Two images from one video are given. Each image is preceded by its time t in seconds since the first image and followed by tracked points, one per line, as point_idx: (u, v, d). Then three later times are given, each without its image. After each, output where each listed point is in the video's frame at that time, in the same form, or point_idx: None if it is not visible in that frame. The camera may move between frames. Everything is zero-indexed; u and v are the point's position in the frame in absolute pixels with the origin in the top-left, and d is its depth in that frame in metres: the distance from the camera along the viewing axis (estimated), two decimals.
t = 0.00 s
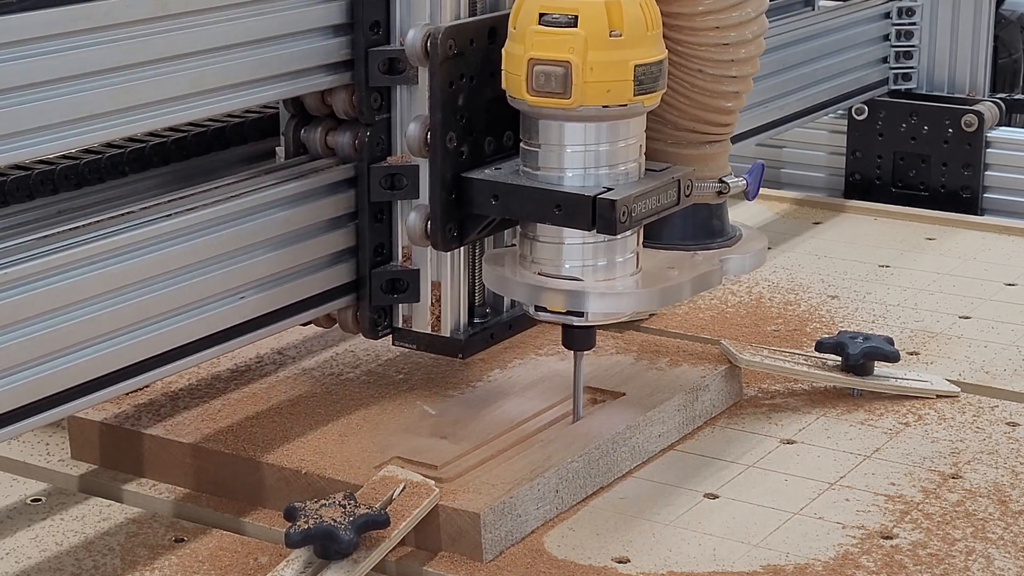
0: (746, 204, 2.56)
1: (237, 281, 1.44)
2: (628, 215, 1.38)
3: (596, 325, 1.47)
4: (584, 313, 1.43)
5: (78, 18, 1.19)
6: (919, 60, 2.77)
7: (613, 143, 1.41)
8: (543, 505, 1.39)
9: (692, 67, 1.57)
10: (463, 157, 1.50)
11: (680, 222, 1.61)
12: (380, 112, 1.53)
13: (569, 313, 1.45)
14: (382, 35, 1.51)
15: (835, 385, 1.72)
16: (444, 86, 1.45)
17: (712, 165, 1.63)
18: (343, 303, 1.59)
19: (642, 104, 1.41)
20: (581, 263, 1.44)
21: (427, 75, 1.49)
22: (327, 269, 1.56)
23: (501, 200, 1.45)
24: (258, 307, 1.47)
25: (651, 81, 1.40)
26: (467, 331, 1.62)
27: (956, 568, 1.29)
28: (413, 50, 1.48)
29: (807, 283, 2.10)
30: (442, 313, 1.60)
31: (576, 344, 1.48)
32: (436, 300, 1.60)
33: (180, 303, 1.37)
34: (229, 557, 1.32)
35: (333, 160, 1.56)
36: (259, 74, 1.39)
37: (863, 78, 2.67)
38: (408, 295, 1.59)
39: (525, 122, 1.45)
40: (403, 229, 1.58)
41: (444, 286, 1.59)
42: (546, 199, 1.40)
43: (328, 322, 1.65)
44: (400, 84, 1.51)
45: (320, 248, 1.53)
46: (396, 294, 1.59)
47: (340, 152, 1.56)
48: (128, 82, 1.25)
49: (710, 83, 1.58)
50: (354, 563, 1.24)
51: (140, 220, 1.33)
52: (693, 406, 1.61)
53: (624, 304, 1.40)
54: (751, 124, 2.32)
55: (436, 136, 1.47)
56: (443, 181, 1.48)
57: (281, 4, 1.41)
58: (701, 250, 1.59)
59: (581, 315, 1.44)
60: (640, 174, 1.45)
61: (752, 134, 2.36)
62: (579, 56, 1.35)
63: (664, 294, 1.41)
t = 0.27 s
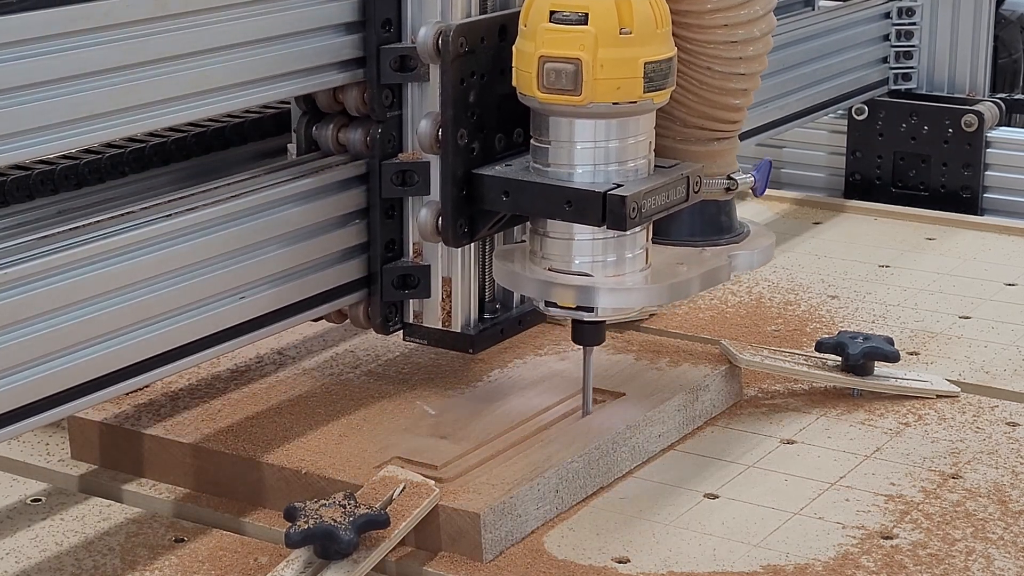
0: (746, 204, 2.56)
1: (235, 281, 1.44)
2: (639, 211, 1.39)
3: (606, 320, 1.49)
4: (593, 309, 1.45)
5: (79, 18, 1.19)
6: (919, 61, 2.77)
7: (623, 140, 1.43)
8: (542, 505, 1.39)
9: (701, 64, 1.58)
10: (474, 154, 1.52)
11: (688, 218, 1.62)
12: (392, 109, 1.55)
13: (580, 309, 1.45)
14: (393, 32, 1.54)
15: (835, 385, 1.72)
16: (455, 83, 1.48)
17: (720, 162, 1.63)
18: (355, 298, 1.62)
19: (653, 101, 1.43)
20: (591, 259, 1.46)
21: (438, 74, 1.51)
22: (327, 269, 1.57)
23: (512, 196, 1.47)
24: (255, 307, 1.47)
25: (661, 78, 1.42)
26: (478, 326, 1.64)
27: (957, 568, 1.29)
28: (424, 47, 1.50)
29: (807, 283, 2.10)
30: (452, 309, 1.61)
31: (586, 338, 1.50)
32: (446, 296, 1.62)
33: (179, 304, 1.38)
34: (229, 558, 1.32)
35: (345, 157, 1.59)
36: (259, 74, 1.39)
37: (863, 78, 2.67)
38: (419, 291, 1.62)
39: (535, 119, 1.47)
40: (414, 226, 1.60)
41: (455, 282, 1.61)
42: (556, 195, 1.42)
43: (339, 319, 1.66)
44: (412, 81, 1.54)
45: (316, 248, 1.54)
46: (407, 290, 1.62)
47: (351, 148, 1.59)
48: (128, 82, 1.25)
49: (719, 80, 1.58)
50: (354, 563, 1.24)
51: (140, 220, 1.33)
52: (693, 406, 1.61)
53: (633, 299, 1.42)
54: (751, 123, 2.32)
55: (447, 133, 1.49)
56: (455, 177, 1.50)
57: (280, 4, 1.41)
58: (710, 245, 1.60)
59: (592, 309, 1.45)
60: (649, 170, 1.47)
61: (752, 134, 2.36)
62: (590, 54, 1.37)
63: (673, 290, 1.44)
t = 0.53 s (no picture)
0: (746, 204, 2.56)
1: (236, 281, 1.44)
2: (648, 207, 1.39)
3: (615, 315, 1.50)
4: (603, 304, 1.46)
5: (79, 18, 1.19)
6: (920, 61, 2.77)
7: (632, 137, 1.44)
8: (543, 505, 1.39)
9: (709, 62, 1.58)
10: (484, 151, 1.52)
11: (696, 214, 1.61)
12: (403, 106, 1.57)
13: (590, 305, 1.47)
14: (404, 30, 1.55)
15: (835, 385, 1.72)
16: (467, 80, 1.48)
17: (728, 158, 1.63)
18: (367, 294, 1.64)
19: (662, 98, 1.43)
20: (600, 255, 1.46)
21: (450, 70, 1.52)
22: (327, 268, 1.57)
23: (523, 192, 1.47)
24: (255, 308, 1.47)
25: (670, 75, 1.43)
26: (488, 322, 1.64)
27: (956, 568, 1.29)
28: (436, 45, 1.51)
29: (807, 283, 2.10)
30: (463, 305, 1.62)
31: (595, 334, 1.51)
32: (457, 292, 1.63)
33: (180, 304, 1.38)
34: (229, 557, 1.32)
35: (356, 154, 1.60)
36: (260, 74, 1.39)
37: (864, 78, 2.67)
38: (430, 286, 1.63)
39: (546, 116, 1.47)
40: (425, 222, 1.61)
41: (466, 278, 1.62)
42: (567, 191, 1.43)
43: (350, 312, 1.70)
44: (423, 78, 1.55)
45: (316, 248, 1.54)
46: (418, 285, 1.64)
47: (363, 145, 1.60)
48: (128, 82, 1.25)
49: (727, 78, 1.58)
50: (354, 563, 1.24)
51: (140, 220, 1.33)
52: (693, 406, 1.61)
53: (642, 295, 1.43)
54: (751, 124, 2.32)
55: (458, 130, 1.49)
56: (465, 174, 1.50)
57: (280, 5, 1.41)
58: (717, 242, 1.59)
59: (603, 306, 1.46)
60: (659, 167, 1.47)
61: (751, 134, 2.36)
62: (601, 52, 1.37)
63: (681, 286, 1.45)
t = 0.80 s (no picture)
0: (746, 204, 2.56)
1: (236, 281, 1.44)
2: (658, 204, 1.40)
3: (624, 310, 1.50)
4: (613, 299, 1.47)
5: (79, 18, 1.19)
6: (919, 61, 2.77)
7: (642, 133, 1.44)
8: (543, 505, 1.39)
9: (717, 59, 1.59)
10: (495, 147, 1.53)
11: (705, 210, 1.61)
12: (413, 103, 1.57)
13: (600, 300, 1.48)
14: (416, 28, 1.56)
15: (835, 385, 1.72)
16: (478, 77, 1.48)
17: (735, 156, 1.64)
18: (377, 289, 1.65)
19: (671, 95, 1.43)
20: (610, 250, 1.46)
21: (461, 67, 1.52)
22: (328, 268, 1.57)
23: (533, 188, 1.48)
24: (255, 308, 1.47)
25: (679, 72, 1.43)
26: (498, 317, 1.65)
27: (956, 568, 1.29)
28: (447, 42, 1.52)
29: (807, 283, 2.10)
30: (473, 300, 1.63)
31: (604, 330, 1.51)
32: (467, 287, 1.64)
33: (180, 304, 1.38)
34: (229, 557, 1.32)
35: (367, 151, 1.61)
36: (259, 74, 1.39)
37: (864, 78, 2.67)
38: (440, 282, 1.64)
39: (556, 112, 1.47)
40: (436, 219, 1.63)
41: (476, 274, 1.62)
42: (578, 187, 1.43)
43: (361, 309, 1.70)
44: (433, 75, 1.56)
45: (316, 248, 1.54)
46: (428, 281, 1.65)
47: (374, 142, 1.61)
48: (129, 82, 1.25)
49: (735, 75, 1.59)
50: (354, 563, 1.25)
51: (140, 220, 1.33)
52: (693, 406, 1.62)
53: (652, 290, 1.42)
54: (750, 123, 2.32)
55: (469, 126, 1.49)
56: (476, 170, 1.50)
57: (279, 5, 1.41)
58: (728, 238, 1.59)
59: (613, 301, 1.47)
60: (668, 163, 1.48)
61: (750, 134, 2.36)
62: (611, 49, 1.38)
63: (690, 281, 1.44)
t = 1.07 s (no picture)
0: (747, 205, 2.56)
1: (240, 281, 1.44)
2: (665, 202, 1.41)
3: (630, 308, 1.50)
4: (620, 296, 1.46)
5: (83, 18, 1.19)
6: (921, 61, 2.77)
7: (649, 132, 1.44)
8: (543, 505, 1.39)
9: (725, 58, 1.58)
10: (502, 146, 1.55)
11: (712, 210, 1.62)
12: (422, 101, 1.58)
13: (608, 297, 1.47)
14: (423, 27, 1.56)
15: (835, 385, 1.72)
16: (486, 77, 1.50)
17: (743, 154, 1.64)
18: (385, 288, 1.65)
19: (680, 94, 1.43)
20: (618, 249, 1.47)
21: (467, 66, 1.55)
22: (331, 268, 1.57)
23: (541, 187, 1.49)
24: (259, 308, 1.47)
25: (687, 71, 1.43)
26: (505, 316, 1.68)
27: (956, 568, 1.29)
28: (455, 42, 1.53)
29: (807, 283, 2.10)
30: (481, 298, 1.66)
31: (611, 328, 1.51)
32: (475, 286, 1.66)
33: (183, 304, 1.38)
34: (230, 557, 1.32)
35: (375, 150, 1.61)
36: (264, 75, 1.39)
37: (866, 78, 2.67)
38: (448, 281, 1.65)
39: (563, 111, 1.48)
40: (444, 217, 1.63)
41: (484, 272, 1.65)
42: (586, 185, 1.44)
43: (370, 307, 1.71)
44: (442, 74, 1.57)
45: (320, 249, 1.54)
46: (436, 280, 1.65)
47: (382, 141, 1.61)
48: (133, 82, 1.25)
49: (743, 74, 1.59)
50: (354, 563, 1.25)
51: (144, 220, 1.33)
52: (694, 406, 1.62)
53: (661, 288, 1.42)
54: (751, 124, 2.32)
55: (478, 125, 1.51)
56: (484, 168, 1.52)
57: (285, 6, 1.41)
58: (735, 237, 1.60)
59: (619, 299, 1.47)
60: (675, 162, 1.48)
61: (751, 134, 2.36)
62: (619, 48, 1.38)
63: (699, 280, 1.44)
